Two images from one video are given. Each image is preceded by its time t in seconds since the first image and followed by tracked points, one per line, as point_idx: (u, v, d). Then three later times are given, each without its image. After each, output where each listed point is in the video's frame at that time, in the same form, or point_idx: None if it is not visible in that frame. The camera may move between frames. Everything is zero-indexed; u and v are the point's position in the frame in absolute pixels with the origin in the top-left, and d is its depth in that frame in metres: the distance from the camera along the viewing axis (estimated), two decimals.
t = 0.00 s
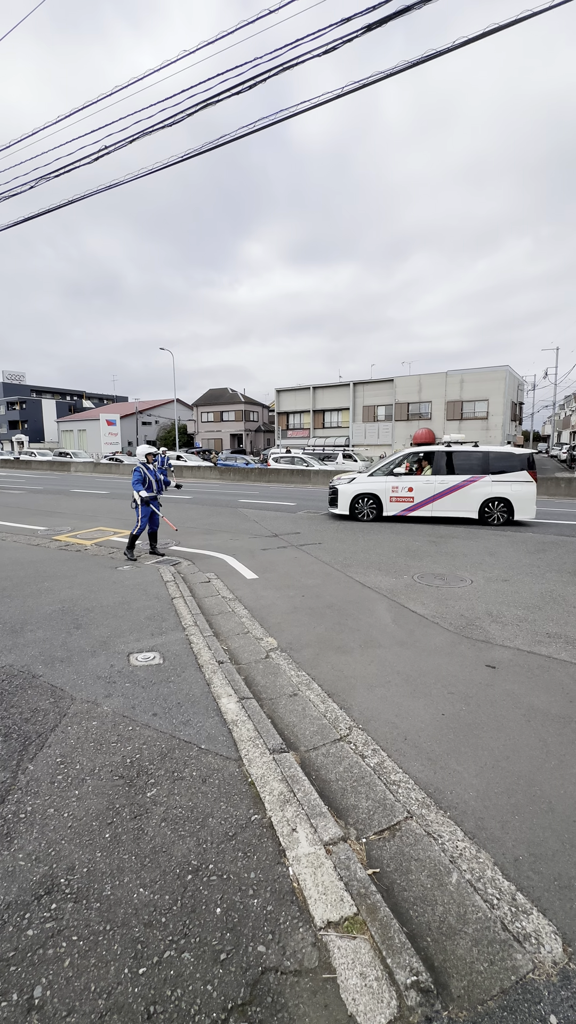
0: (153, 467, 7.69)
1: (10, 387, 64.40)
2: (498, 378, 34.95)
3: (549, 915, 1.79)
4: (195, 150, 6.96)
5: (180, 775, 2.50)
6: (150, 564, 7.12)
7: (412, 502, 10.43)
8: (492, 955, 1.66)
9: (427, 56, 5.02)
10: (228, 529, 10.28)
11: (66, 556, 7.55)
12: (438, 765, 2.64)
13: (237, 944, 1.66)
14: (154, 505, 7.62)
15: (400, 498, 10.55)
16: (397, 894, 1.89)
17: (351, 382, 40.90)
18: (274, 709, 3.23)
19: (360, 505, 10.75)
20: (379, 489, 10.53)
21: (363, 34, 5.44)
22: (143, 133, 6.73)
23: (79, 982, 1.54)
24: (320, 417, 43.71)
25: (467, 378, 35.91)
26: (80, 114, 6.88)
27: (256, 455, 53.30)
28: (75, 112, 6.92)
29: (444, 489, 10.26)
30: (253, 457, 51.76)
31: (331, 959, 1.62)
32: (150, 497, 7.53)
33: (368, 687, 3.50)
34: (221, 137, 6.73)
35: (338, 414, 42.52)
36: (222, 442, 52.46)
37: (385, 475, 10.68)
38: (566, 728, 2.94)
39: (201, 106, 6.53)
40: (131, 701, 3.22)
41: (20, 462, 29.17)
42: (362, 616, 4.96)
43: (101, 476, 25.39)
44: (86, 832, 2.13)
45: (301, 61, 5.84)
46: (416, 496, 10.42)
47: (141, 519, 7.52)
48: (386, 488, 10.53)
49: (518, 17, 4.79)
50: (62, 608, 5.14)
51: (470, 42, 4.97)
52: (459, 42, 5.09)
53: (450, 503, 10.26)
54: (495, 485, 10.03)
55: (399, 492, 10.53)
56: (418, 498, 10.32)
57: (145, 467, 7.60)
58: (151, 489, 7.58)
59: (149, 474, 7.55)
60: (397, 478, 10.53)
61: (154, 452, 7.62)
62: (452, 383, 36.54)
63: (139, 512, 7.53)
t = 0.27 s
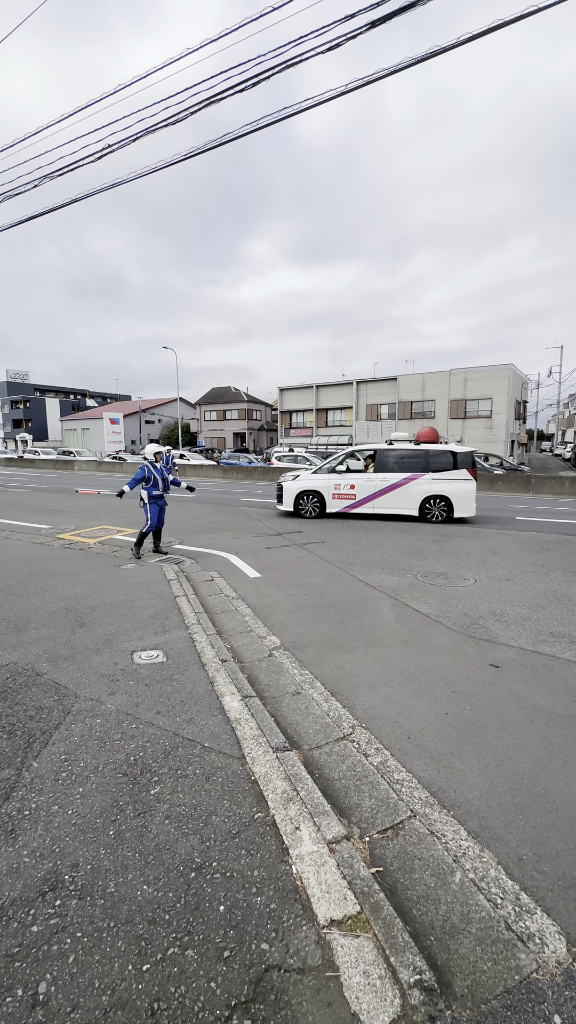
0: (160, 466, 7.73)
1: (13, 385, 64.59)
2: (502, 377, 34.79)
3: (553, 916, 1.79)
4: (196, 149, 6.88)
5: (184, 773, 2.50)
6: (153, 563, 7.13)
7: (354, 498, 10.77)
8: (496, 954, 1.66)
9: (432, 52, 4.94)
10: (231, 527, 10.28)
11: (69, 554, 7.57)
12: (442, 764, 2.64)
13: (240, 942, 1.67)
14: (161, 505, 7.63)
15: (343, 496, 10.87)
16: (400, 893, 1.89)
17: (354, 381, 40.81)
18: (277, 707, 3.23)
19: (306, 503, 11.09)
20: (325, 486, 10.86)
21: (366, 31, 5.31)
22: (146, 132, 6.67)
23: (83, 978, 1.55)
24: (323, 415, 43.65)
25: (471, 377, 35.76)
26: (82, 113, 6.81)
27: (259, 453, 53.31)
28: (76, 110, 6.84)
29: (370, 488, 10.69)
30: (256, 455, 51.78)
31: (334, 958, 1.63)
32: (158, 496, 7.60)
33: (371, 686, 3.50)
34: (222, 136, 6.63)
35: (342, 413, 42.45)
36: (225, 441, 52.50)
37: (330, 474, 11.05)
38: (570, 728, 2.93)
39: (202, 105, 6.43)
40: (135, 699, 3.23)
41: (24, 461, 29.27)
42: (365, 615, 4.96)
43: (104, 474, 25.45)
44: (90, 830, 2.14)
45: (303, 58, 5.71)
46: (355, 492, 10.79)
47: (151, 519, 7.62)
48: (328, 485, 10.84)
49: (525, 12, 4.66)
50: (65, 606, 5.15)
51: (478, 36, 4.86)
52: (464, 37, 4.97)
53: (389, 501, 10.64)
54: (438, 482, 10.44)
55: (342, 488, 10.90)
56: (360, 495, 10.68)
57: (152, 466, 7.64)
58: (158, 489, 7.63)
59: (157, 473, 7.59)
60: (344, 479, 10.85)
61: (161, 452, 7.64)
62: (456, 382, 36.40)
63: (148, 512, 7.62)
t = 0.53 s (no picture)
0: (166, 467, 7.74)
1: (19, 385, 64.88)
2: (507, 375, 34.60)
3: (558, 915, 1.78)
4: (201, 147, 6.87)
5: (188, 770, 2.51)
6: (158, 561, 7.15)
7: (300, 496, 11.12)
8: (501, 953, 1.66)
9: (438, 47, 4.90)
10: (236, 525, 10.31)
11: (75, 553, 7.60)
12: (447, 763, 2.64)
13: (245, 938, 1.67)
14: (168, 504, 7.70)
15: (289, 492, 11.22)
16: (404, 891, 1.89)
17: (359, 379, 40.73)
18: (282, 705, 3.24)
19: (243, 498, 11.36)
20: (270, 484, 11.23)
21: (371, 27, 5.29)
22: (150, 131, 6.67)
23: (89, 972, 1.56)
24: (327, 414, 43.57)
25: (477, 375, 35.60)
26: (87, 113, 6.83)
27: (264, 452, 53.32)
28: (81, 110, 6.87)
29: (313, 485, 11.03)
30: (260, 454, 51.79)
31: (339, 955, 1.63)
32: (164, 497, 7.62)
33: (376, 683, 3.51)
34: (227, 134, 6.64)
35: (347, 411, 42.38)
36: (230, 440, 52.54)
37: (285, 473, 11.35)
38: None
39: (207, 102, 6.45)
40: (140, 696, 3.25)
41: (30, 460, 29.40)
42: (370, 614, 4.95)
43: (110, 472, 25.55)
44: (96, 826, 2.15)
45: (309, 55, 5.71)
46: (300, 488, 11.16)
47: (157, 519, 7.65)
48: (275, 483, 11.20)
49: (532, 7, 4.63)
50: (71, 604, 5.18)
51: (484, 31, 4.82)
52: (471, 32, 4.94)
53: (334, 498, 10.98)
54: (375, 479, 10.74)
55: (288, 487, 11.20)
56: (302, 493, 11.01)
57: (157, 467, 7.65)
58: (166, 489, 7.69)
59: (163, 474, 7.61)
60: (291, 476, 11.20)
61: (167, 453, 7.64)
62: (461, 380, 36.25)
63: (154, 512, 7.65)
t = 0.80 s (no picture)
0: (173, 467, 7.75)
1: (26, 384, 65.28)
2: (514, 372, 34.39)
3: (566, 915, 1.78)
4: (207, 146, 6.87)
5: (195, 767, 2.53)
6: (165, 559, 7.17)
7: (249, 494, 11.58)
8: (507, 952, 1.65)
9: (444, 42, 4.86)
10: (242, 524, 10.33)
11: (82, 551, 7.64)
12: (453, 762, 2.63)
13: (252, 935, 1.68)
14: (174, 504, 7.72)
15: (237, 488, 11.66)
16: (411, 889, 1.89)
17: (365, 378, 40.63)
18: (287, 703, 3.24)
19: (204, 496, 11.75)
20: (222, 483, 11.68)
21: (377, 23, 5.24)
22: (156, 129, 6.66)
23: (97, 966, 1.58)
24: (333, 412, 43.49)
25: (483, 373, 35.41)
26: (93, 112, 6.83)
27: (270, 450, 53.34)
28: (87, 109, 6.87)
29: (259, 484, 11.42)
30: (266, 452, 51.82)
31: (344, 952, 1.63)
32: (170, 497, 7.63)
33: (382, 682, 3.51)
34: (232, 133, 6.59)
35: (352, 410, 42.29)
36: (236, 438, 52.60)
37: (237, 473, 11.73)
38: None
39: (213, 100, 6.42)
40: (146, 694, 3.26)
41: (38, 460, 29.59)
42: (376, 612, 4.95)
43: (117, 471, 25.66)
44: (104, 822, 2.16)
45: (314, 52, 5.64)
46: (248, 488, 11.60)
47: (164, 519, 7.67)
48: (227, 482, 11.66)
49: None
50: (78, 602, 5.21)
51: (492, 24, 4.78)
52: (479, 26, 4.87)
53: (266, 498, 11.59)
54: (322, 477, 11.16)
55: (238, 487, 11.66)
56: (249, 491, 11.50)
57: (164, 467, 7.67)
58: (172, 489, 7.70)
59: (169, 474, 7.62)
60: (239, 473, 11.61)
61: (173, 453, 7.65)
62: (468, 378, 36.07)
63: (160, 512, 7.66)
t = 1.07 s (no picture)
0: (180, 467, 7.78)
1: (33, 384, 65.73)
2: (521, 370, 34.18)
3: (574, 916, 1.77)
4: (212, 145, 6.88)
5: (201, 765, 2.53)
6: (171, 558, 7.19)
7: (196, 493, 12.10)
8: (515, 952, 1.64)
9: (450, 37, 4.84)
10: (248, 522, 10.33)
11: (89, 550, 7.69)
12: (460, 761, 2.62)
13: (258, 932, 1.68)
14: (180, 504, 7.77)
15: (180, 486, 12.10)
16: (417, 888, 1.89)
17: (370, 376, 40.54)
18: (293, 702, 3.24)
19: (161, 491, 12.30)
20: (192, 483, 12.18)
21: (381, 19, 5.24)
22: (161, 128, 6.66)
23: (105, 961, 1.59)
24: (339, 411, 43.42)
25: (490, 371, 35.22)
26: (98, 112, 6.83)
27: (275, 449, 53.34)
28: (92, 109, 6.87)
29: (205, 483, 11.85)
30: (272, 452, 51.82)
31: (351, 950, 1.63)
32: (178, 497, 7.67)
33: (388, 681, 3.49)
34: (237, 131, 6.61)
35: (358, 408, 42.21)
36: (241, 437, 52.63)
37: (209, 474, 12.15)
38: None
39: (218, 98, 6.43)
40: (153, 691, 3.28)
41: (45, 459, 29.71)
42: (382, 611, 4.94)
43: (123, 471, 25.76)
44: (111, 819, 2.17)
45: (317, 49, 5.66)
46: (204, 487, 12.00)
47: (172, 519, 7.71)
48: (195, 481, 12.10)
49: None
50: (85, 600, 5.24)
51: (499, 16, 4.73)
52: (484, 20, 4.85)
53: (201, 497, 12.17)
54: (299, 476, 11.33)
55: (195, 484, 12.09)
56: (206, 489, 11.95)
57: (171, 467, 7.70)
58: (179, 489, 7.74)
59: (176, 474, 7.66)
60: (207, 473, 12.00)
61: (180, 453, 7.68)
62: (474, 376, 35.90)
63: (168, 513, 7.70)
